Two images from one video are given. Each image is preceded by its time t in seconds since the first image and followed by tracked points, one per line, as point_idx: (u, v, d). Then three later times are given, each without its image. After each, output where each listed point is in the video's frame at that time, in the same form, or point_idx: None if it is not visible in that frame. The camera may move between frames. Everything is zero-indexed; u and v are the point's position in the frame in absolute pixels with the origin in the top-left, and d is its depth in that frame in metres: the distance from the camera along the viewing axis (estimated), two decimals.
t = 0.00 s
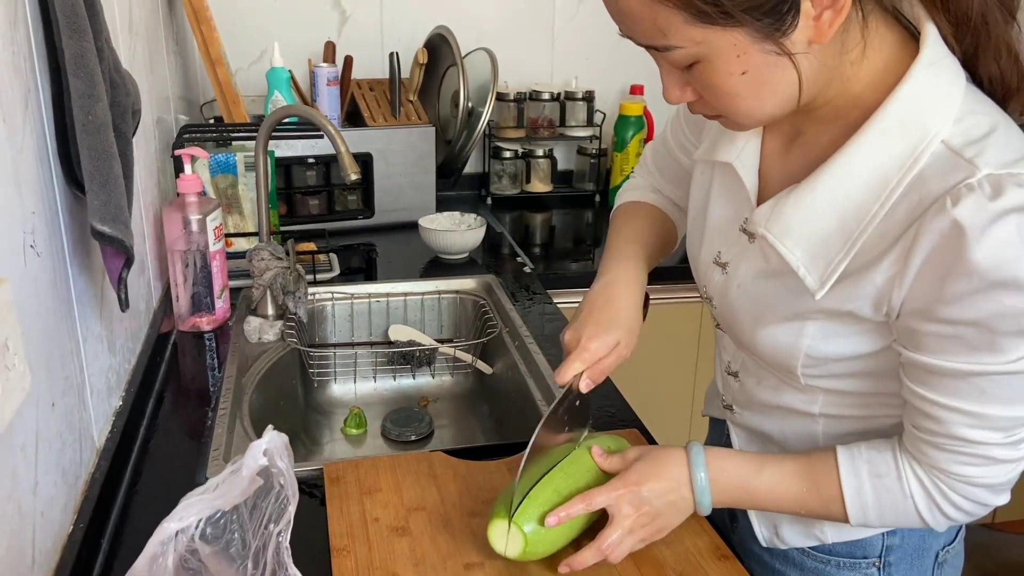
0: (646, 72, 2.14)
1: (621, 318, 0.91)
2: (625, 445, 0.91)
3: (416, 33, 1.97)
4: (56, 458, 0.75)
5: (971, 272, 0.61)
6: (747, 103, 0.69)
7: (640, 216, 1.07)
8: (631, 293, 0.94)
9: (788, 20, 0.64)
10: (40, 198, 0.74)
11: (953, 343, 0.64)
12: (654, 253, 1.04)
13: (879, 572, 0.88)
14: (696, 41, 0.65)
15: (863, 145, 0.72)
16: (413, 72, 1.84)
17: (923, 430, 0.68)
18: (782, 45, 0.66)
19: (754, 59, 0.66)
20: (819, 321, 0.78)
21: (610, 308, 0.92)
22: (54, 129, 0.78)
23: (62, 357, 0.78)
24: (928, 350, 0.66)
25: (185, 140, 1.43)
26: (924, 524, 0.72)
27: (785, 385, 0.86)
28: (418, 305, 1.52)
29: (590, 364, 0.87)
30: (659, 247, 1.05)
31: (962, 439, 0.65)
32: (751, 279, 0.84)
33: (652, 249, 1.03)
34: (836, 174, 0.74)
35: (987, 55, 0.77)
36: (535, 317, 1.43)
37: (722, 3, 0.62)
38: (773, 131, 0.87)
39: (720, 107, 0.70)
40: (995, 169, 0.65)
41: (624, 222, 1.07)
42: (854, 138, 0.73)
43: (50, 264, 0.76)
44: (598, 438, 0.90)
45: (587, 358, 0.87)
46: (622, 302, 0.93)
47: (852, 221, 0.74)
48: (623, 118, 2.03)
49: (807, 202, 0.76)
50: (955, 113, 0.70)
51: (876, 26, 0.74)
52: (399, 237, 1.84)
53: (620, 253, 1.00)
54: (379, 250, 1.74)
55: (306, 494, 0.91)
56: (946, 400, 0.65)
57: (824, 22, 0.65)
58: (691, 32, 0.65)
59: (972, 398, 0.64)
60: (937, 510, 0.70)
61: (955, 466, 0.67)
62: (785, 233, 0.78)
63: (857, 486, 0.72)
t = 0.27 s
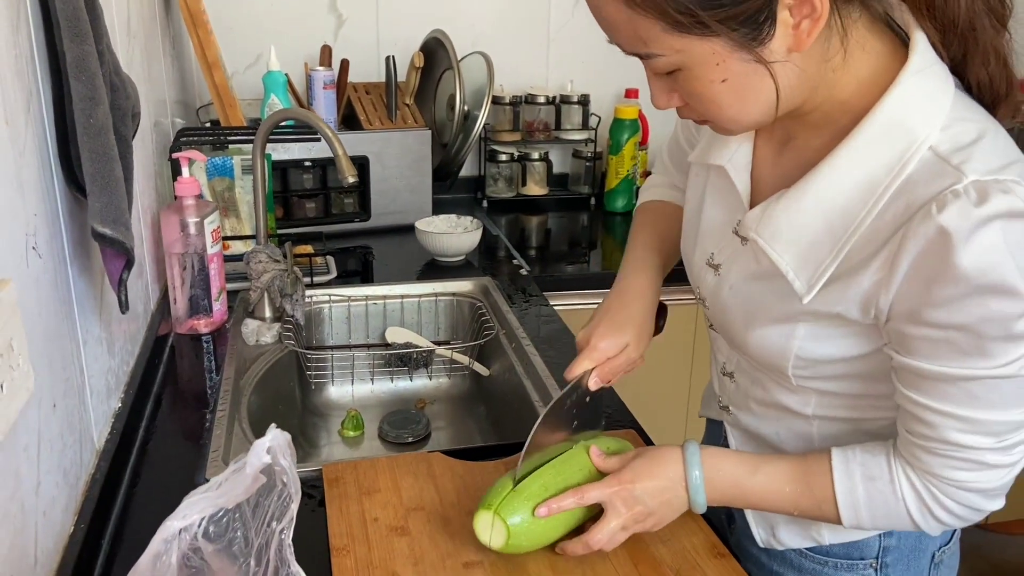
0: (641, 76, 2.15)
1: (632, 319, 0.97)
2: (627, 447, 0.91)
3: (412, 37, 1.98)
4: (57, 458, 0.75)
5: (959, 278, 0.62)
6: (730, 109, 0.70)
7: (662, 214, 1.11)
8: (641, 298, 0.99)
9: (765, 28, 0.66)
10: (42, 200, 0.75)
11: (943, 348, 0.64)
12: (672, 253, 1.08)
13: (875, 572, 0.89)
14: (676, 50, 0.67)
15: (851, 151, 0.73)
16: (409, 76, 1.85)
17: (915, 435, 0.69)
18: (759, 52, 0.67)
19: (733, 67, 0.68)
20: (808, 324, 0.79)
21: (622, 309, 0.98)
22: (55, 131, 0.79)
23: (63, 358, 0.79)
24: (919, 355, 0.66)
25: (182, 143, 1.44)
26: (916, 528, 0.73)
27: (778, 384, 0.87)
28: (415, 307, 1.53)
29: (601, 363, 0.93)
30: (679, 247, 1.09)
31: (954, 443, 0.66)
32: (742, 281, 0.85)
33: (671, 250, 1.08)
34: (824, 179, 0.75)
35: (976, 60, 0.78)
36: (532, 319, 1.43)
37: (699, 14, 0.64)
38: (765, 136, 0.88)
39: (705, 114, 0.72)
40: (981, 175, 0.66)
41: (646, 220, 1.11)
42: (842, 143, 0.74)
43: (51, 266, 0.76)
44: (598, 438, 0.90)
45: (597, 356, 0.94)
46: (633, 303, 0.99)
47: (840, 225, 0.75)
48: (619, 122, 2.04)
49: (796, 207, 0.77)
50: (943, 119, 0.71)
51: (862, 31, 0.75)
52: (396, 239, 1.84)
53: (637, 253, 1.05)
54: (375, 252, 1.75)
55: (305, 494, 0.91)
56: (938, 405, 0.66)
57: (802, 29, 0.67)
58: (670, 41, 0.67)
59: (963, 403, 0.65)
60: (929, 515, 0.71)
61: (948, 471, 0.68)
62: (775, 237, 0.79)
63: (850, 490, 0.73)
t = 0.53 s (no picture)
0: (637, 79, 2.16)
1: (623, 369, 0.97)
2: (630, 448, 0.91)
3: (409, 40, 1.98)
4: (57, 461, 0.75)
5: (956, 279, 0.63)
6: (723, 115, 0.72)
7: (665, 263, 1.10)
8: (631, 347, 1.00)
9: (754, 34, 0.67)
10: (42, 204, 0.75)
11: (941, 350, 0.65)
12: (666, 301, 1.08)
13: None
14: (667, 56, 0.69)
15: (848, 156, 0.74)
16: (406, 79, 1.85)
17: (913, 439, 0.69)
18: (749, 58, 0.69)
19: (724, 73, 0.69)
20: (810, 327, 0.79)
21: (614, 360, 0.98)
22: (55, 135, 0.79)
23: (63, 362, 0.79)
24: (918, 358, 0.67)
25: (179, 147, 1.44)
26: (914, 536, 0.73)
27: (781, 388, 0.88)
28: (412, 310, 1.53)
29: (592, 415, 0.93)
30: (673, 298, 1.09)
31: (951, 447, 0.66)
32: (744, 286, 0.86)
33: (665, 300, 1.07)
34: (822, 185, 0.75)
35: (968, 63, 0.78)
36: (529, 322, 1.44)
37: (686, 21, 0.66)
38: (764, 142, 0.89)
39: (701, 120, 0.73)
40: (978, 177, 0.66)
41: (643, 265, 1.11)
42: (840, 148, 0.74)
43: (51, 269, 0.76)
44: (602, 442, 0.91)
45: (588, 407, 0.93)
46: (625, 354, 0.98)
47: (839, 231, 0.75)
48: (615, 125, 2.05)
49: (795, 212, 0.77)
50: (938, 123, 0.72)
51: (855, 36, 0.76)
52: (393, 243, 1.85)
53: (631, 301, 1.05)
54: (372, 256, 1.75)
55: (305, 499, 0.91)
56: (936, 409, 0.66)
57: (791, 35, 0.68)
58: (661, 48, 0.68)
59: (961, 407, 0.65)
60: (926, 522, 0.71)
61: (946, 477, 0.68)
62: (775, 242, 0.79)
63: (848, 493, 0.73)
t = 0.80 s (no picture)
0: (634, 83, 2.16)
1: (624, 348, 0.98)
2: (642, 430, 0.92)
3: (406, 44, 1.98)
4: (56, 465, 0.75)
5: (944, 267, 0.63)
6: (714, 108, 0.72)
7: (661, 245, 1.11)
8: (634, 328, 1.00)
9: (742, 27, 0.68)
10: (41, 208, 0.75)
11: (932, 341, 0.65)
12: (671, 285, 1.08)
13: None
14: (657, 50, 0.69)
15: (842, 149, 0.74)
16: (404, 82, 1.86)
17: (909, 434, 0.69)
18: (736, 52, 0.69)
19: (713, 66, 0.69)
20: (806, 319, 0.80)
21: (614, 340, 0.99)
22: (54, 139, 0.79)
23: (62, 366, 0.79)
24: (913, 350, 0.67)
25: (177, 150, 1.44)
26: (909, 536, 0.73)
27: (783, 392, 0.88)
28: (410, 313, 1.53)
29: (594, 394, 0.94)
30: (678, 282, 1.10)
31: (947, 443, 0.66)
32: (742, 282, 0.86)
33: (669, 284, 1.08)
34: (817, 178, 0.76)
35: (966, 62, 0.79)
36: (527, 324, 1.44)
37: (674, 15, 0.67)
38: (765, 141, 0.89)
39: (693, 113, 0.74)
40: (966, 167, 0.67)
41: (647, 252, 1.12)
42: (834, 142, 0.75)
43: (50, 273, 0.76)
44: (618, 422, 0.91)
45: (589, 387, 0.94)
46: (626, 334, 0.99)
47: (833, 223, 0.76)
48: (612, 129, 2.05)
49: (790, 206, 0.78)
50: (931, 118, 0.72)
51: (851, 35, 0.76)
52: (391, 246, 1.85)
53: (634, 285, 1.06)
54: (370, 259, 1.75)
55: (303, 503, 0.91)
56: (931, 403, 0.66)
57: (778, 29, 0.68)
58: (650, 41, 0.69)
59: (955, 403, 0.65)
60: (921, 522, 0.71)
61: (940, 475, 0.68)
62: (771, 236, 0.80)
63: (841, 491, 0.73)
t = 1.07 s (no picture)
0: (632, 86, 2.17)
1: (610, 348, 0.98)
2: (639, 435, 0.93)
3: (404, 47, 1.98)
4: (54, 469, 0.75)
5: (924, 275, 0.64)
6: (703, 121, 0.74)
7: (653, 247, 1.12)
8: (621, 327, 1.01)
9: (723, 44, 0.68)
10: (40, 212, 0.75)
11: (914, 347, 0.65)
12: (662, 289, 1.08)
13: None
14: (642, 66, 0.71)
15: (829, 156, 0.75)
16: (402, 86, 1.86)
17: (895, 438, 0.69)
18: (720, 67, 0.69)
19: (699, 82, 0.70)
20: (795, 323, 0.80)
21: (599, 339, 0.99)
22: (52, 141, 0.79)
23: (61, 368, 0.79)
24: (895, 354, 0.67)
25: (174, 153, 1.43)
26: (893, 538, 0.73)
27: (775, 393, 0.88)
28: (407, 316, 1.53)
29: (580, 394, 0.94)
30: (670, 286, 1.10)
31: (932, 447, 0.67)
32: (734, 285, 0.86)
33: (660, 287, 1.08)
34: (804, 184, 0.76)
35: (952, 67, 0.78)
36: (524, 327, 1.44)
37: (656, 34, 0.68)
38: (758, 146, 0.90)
39: (683, 125, 0.75)
40: (948, 176, 0.67)
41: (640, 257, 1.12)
42: (820, 149, 0.75)
43: (49, 276, 0.76)
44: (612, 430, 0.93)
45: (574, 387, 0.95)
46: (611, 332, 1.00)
47: (820, 228, 0.76)
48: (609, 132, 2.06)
49: (777, 211, 0.78)
50: (918, 125, 0.73)
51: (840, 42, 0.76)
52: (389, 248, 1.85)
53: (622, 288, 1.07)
54: (367, 262, 1.75)
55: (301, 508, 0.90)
56: (914, 407, 0.66)
57: (762, 44, 0.68)
58: (636, 59, 0.71)
59: (938, 407, 0.65)
60: (907, 524, 0.71)
61: (924, 478, 0.68)
62: (759, 240, 0.80)
63: (830, 488, 0.73)
